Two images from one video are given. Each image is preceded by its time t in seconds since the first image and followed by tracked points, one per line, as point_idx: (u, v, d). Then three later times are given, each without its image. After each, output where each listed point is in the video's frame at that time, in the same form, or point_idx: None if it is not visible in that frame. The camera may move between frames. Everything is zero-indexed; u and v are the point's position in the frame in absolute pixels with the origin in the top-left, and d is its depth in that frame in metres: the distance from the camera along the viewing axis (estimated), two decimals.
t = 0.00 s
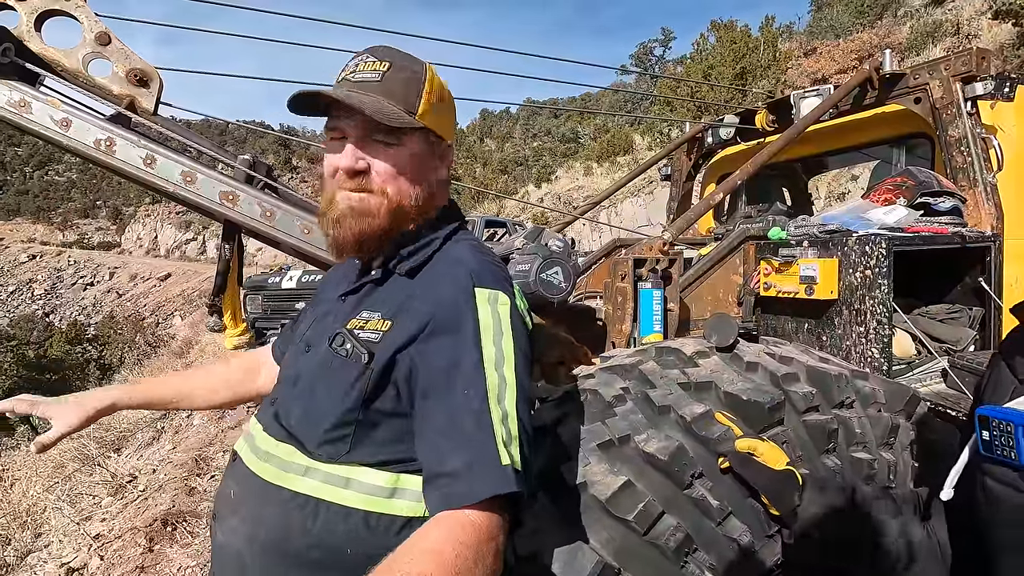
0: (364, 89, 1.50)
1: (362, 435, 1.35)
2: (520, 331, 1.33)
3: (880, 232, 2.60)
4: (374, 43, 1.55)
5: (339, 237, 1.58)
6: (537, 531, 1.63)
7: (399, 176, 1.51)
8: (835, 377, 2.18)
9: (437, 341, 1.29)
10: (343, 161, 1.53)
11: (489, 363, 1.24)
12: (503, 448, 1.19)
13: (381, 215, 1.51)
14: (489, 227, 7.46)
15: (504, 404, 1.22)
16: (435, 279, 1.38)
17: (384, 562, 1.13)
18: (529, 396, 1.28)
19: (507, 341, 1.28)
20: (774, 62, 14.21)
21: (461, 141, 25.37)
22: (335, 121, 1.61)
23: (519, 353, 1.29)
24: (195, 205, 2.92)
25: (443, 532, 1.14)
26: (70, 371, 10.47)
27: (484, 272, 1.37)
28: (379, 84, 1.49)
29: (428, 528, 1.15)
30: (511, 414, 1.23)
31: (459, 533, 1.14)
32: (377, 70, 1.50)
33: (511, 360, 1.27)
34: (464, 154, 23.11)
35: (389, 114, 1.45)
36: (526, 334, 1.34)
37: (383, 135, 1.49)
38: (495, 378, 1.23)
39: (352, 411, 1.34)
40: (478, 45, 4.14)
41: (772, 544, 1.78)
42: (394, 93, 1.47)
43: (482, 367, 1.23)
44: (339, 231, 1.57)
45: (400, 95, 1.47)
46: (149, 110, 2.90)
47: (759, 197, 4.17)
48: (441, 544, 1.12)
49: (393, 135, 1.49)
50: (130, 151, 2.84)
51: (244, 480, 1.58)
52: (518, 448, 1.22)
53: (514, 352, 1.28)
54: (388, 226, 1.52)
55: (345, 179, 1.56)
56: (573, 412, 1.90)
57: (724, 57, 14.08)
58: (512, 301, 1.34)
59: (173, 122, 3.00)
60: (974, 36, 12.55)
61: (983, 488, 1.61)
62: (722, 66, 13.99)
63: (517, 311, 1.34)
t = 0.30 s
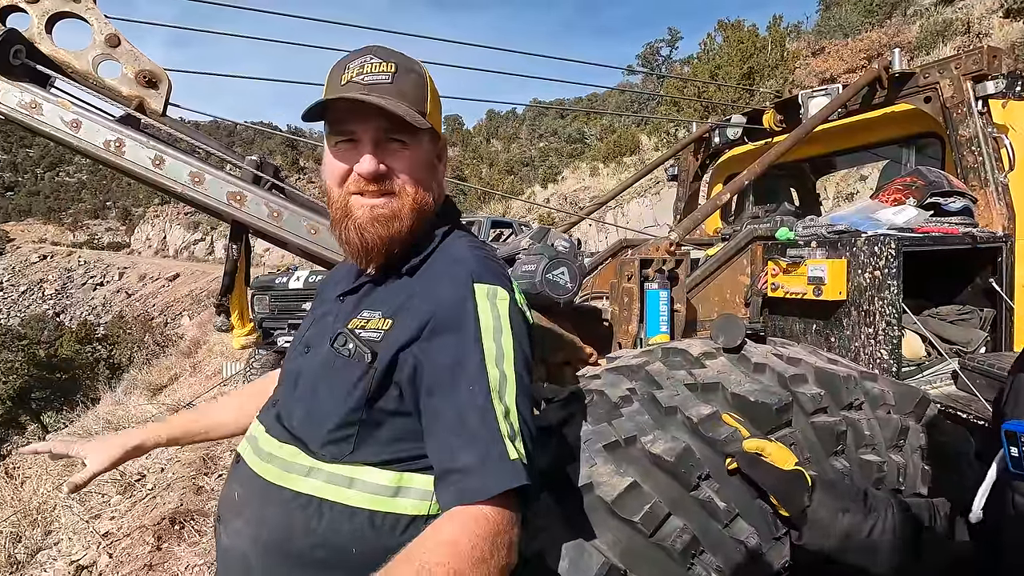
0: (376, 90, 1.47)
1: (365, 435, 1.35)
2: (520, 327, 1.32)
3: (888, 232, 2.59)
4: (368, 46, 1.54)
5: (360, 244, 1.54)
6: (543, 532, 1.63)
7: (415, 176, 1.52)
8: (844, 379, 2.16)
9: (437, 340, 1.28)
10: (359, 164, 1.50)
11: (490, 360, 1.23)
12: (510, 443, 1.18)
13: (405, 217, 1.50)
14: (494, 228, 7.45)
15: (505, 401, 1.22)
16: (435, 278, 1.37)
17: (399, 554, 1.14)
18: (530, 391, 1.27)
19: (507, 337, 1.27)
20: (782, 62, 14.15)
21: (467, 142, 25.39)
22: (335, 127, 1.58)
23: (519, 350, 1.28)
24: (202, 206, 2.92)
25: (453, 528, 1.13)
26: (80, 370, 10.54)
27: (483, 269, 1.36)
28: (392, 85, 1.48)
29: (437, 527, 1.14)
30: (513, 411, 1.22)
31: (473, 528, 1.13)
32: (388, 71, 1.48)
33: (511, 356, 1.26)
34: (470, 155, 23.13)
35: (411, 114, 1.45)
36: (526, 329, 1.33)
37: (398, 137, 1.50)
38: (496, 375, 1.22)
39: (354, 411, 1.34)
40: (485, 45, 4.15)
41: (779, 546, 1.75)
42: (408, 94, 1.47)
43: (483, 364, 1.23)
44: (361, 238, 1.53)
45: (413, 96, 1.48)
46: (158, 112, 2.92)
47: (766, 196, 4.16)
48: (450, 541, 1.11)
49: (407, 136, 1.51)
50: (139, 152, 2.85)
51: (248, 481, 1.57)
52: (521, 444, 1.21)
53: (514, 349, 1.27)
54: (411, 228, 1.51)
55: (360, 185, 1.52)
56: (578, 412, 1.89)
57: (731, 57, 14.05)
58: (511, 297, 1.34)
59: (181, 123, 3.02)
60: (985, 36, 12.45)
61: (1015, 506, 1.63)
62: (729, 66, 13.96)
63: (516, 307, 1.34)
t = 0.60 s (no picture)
0: (364, 92, 1.47)
1: (369, 436, 1.34)
2: (518, 326, 1.31)
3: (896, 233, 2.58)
4: (357, 48, 1.54)
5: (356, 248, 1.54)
6: (548, 533, 1.62)
7: (407, 177, 1.52)
8: (851, 381, 2.15)
9: (434, 342, 1.27)
10: (351, 168, 1.50)
11: (481, 365, 1.23)
12: (497, 450, 1.18)
13: (399, 219, 1.50)
14: (500, 229, 7.44)
15: (494, 407, 1.22)
16: (432, 278, 1.36)
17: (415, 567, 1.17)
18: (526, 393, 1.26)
19: (501, 339, 1.26)
20: (789, 62, 14.09)
21: (473, 143, 25.41)
22: (327, 131, 1.58)
23: (513, 351, 1.27)
24: (210, 207, 2.93)
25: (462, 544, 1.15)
26: (88, 369, 10.60)
27: (478, 267, 1.35)
28: (380, 86, 1.47)
29: (445, 543, 1.15)
30: (502, 417, 1.22)
31: (480, 540, 1.16)
32: (375, 73, 1.48)
33: (504, 359, 1.25)
34: (476, 156, 23.15)
35: (400, 115, 1.45)
36: (525, 328, 1.32)
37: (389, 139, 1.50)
38: (486, 380, 1.22)
39: (357, 413, 1.34)
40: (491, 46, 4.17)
41: (785, 549, 1.72)
42: (396, 95, 1.47)
43: (473, 369, 1.23)
44: (356, 242, 1.53)
45: (402, 96, 1.48)
46: (166, 112, 2.95)
47: (773, 197, 4.14)
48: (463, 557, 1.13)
49: (398, 137, 1.51)
50: (148, 153, 2.86)
51: (253, 484, 1.57)
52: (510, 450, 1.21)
53: (507, 351, 1.26)
54: (405, 229, 1.51)
55: (353, 189, 1.52)
56: (582, 414, 1.88)
57: (738, 57, 14.01)
58: (507, 295, 1.32)
59: (188, 124, 3.03)
60: (996, 35, 12.35)
61: None
62: (736, 67, 13.91)
63: (513, 306, 1.32)
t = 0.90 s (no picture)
0: (368, 96, 1.50)
1: (382, 438, 1.36)
2: (531, 321, 1.32)
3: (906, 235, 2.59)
4: (358, 53, 1.57)
5: (364, 252, 1.56)
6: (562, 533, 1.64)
7: (412, 179, 1.54)
8: (863, 383, 2.16)
9: (448, 341, 1.30)
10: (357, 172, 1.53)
11: (504, 360, 1.24)
12: (536, 440, 1.20)
13: (405, 221, 1.52)
14: (507, 230, 7.47)
15: (523, 399, 1.23)
16: (443, 279, 1.38)
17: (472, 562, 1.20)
18: (549, 386, 1.28)
19: (518, 335, 1.27)
20: (796, 63, 14.08)
21: (479, 143, 25.44)
22: (333, 137, 1.60)
23: (532, 345, 1.29)
24: (223, 208, 2.96)
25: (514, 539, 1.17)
26: (96, 368, 10.67)
27: (487, 266, 1.37)
28: (382, 90, 1.50)
29: (498, 538, 1.18)
30: (533, 409, 1.23)
31: (532, 533, 1.18)
32: (377, 77, 1.51)
33: (524, 353, 1.27)
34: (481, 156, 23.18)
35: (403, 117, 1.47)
36: (538, 323, 1.34)
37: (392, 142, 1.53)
38: (513, 374, 1.23)
39: (370, 416, 1.36)
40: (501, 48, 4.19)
41: (796, 550, 1.74)
42: (399, 97, 1.49)
43: (497, 363, 1.24)
44: (364, 246, 1.56)
45: (405, 99, 1.50)
46: (181, 115, 2.99)
47: (782, 199, 4.15)
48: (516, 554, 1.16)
49: (402, 140, 1.53)
50: (163, 155, 2.89)
51: (270, 483, 1.60)
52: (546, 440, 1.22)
53: (526, 345, 1.27)
54: (412, 231, 1.53)
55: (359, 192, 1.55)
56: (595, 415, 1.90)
57: (744, 58, 14.02)
58: (519, 291, 1.34)
59: (202, 126, 3.06)
60: (1005, 36, 12.30)
61: None
62: (743, 68, 13.92)
63: (525, 302, 1.34)
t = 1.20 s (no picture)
0: (393, 101, 1.51)
1: (403, 438, 1.39)
2: (548, 325, 1.34)
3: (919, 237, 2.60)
4: (382, 57, 1.59)
5: (387, 254, 1.58)
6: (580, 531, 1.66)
7: (435, 182, 1.57)
8: (879, 384, 2.17)
9: (468, 343, 1.32)
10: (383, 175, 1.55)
11: (518, 364, 1.26)
12: (546, 444, 1.22)
13: (429, 223, 1.55)
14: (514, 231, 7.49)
15: (535, 403, 1.25)
16: (463, 282, 1.41)
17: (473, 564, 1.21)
18: (563, 390, 1.30)
19: (532, 339, 1.29)
20: (802, 64, 14.08)
21: (484, 144, 25.48)
22: (357, 140, 1.63)
23: (546, 349, 1.30)
24: (240, 210, 2.98)
25: (519, 539, 1.18)
26: (104, 367, 10.72)
27: (506, 269, 1.39)
28: (407, 94, 1.52)
29: (503, 538, 1.19)
30: (544, 413, 1.25)
31: (537, 534, 1.19)
32: (402, 82, 1.53)
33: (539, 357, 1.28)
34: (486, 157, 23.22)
35: (428, 121, 1.49)
36: (554, 327, 1.36)
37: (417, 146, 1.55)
38: (525, 378, 1.25)
39: (391, 415, 1.39)
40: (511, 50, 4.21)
41: (813, 550, 1.76)
42: (424, 101, 1.51)
43: (512, 367, 1.26)
44: (388, 248, 1.58)
45: (430, 103, 1.52)
46: (198, 117, 3.03)
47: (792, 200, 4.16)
48: (520, 553, 1.17)
49: (426, 143, 1.55)
50: (181, 157, 2.92)
51: (292, 481, 1.63)
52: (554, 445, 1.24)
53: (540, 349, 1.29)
54: (435, 234, 1.55)
55: (384, 195, 1.57)
56: (611, 414, 1.92)
57: (750, 59, 14.02)
58: (536, 295, 1.36)
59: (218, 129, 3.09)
60: (1014, 36, 12.29)
61: None
62: (749, 68, 13.92)
63: (542, 306, 1.36)
